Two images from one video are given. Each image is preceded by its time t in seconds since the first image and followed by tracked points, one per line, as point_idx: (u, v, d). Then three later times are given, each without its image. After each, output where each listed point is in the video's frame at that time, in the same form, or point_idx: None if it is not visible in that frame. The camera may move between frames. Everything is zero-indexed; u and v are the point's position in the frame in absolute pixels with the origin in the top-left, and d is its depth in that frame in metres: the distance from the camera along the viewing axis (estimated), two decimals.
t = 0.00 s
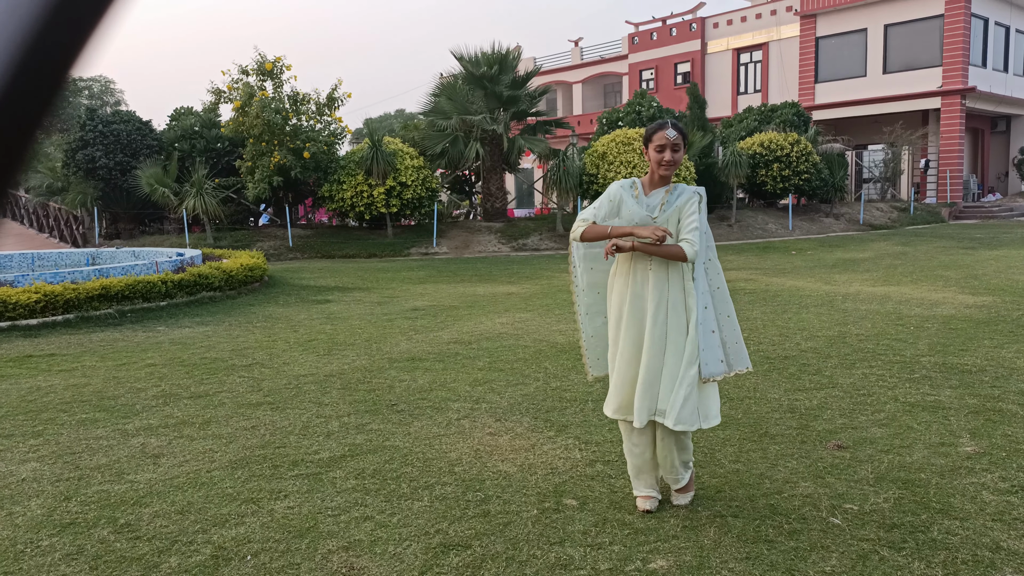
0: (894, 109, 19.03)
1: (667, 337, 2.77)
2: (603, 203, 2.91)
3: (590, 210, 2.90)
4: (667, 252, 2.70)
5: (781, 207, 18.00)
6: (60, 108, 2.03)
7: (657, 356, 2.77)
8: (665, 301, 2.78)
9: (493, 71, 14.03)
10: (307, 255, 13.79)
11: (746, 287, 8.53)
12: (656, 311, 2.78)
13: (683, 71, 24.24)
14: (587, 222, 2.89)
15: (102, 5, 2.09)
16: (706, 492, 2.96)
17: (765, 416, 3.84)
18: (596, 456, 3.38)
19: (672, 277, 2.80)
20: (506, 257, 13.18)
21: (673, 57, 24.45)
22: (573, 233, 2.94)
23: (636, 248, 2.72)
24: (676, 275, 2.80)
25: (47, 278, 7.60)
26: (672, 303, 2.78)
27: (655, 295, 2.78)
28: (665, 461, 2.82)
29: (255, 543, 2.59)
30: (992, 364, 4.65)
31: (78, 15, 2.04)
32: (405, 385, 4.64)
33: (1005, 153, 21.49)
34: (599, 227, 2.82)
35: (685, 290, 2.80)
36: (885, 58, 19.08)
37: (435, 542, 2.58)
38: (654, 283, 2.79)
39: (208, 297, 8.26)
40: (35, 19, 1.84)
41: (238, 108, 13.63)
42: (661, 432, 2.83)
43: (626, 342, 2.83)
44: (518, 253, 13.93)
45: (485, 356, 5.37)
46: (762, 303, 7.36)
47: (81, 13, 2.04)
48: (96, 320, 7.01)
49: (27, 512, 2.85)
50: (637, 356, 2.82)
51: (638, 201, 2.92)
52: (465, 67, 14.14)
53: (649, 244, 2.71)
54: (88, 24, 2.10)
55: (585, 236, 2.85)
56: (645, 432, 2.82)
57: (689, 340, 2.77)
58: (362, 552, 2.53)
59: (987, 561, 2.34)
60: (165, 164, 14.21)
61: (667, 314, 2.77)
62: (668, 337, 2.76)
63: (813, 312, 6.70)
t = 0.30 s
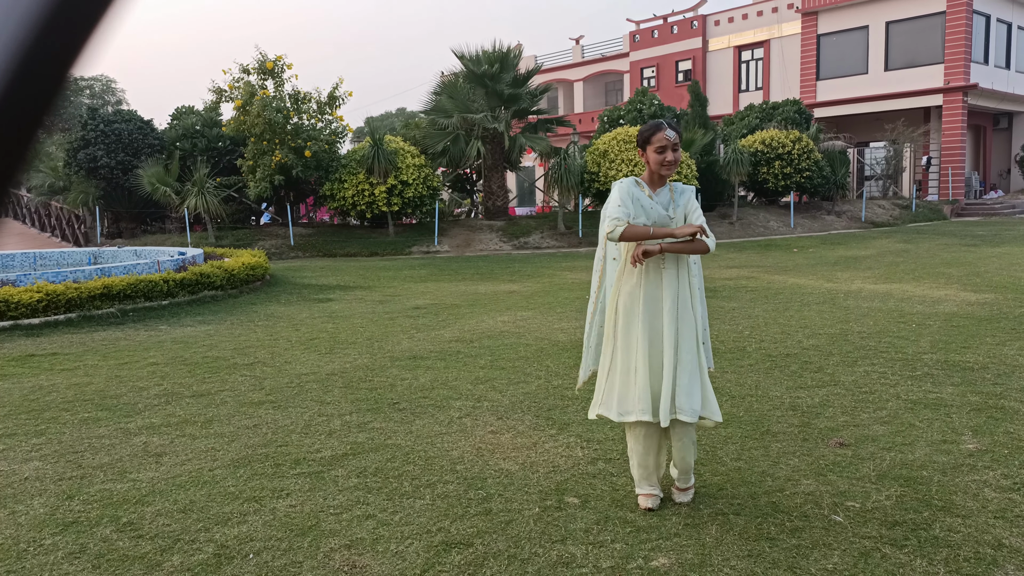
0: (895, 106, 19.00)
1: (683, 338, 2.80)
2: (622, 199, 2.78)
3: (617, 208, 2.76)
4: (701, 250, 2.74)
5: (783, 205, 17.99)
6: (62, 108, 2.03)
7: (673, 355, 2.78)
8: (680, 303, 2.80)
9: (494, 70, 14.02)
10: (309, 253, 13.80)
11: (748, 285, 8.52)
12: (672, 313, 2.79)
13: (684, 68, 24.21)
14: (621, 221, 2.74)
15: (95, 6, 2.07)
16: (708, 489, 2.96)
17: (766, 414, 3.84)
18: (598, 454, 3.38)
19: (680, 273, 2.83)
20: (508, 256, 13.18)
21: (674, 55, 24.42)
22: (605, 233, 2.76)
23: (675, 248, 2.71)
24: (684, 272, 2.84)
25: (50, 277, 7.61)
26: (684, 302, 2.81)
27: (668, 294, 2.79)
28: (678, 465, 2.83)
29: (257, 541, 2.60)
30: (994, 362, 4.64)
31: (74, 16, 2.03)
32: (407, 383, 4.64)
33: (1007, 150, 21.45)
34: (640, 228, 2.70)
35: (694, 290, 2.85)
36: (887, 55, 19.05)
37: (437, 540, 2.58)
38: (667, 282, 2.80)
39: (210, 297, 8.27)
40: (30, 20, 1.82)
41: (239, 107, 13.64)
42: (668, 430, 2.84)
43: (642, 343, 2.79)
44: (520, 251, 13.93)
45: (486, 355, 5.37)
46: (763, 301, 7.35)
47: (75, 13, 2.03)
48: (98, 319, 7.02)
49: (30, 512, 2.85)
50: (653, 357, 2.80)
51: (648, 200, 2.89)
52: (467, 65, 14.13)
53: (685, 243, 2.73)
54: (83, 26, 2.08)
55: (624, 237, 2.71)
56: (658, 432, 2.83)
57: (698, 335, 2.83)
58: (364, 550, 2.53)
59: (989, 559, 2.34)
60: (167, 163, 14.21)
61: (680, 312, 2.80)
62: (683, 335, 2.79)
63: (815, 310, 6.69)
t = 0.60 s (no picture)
0: (899, 105, 18.96)
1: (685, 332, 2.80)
2: (615, 215, 2.84)
3: (609, 223, 2.82)
4: (695, 240, 2.71)
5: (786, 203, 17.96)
6: (64, 105, 2.03)
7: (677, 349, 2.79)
8: (680, 297, 2.81)
9: (497, 67, 13.99)
10: (311, 251, 13.80)
11: (750, 283, 8.51)
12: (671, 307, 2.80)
13: (687, 66, 24.17)
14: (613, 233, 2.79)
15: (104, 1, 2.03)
16: (709, 488, 2.97)
17: (768, 412, 3.84)
18: (600, 452, 3.38)
19: (679, 268, 2.84)
20: (511, 254, 13.18)
21: (677, 53, 24.38)
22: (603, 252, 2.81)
23: (667, 244, 2.70)
24: (683, 267, 2.85)
25: (52, 274, 7.63)
26: (684, 295, 2.82)
27: (668, 289, 2.80)
28: (672, 460, 2.81)
29: (259, 538, 2.60)
30: (997, 361, 4.63)
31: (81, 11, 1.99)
32: (409, 381, 4.65)
33: (1011, 149, 21.39)
34: (632, 235, 2.73)
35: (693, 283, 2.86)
36: (890, 54, 19.00)
37: (438, 537, 2.59)
38: (667, 277, 2.81)
39: (212, 293, 8.28)
40: (27, 19, 1.79)
41: (242, 104, 13.63)
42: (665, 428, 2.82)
43: (645, 339, 2.82)
44: (522, 249, 13.93)
45: (488, 352, 5.37)
46: (765, 299, 7.36)
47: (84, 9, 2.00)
48: (101, 315, 7.04)
49: (33, 507, 2.86)
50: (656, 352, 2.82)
51: (637, 202, 2.91)
52: (469, 63, 14.10)
53: (680, 236, 2.70)
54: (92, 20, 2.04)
55: (618, 248, 2.75)
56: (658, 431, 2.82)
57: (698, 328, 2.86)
58: (366, 547, 2.53)
59: (990, 559, 2.33)
60: (170, 160, 14.22)
61: (681, 306, 2.81)
62: (686, 328, 2.80)
63: (818, 309, 6.69)
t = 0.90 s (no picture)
0: (902, 104, 18.91)
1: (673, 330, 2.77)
2: (613, 212, 2.91)
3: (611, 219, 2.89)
4: (681, 242, 2.68)
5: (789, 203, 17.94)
6: (66, 104, 2.03)
7: (663, 346, 2.78)
8: (669, 295, 2.78)
9: (500, 66, 13.98)
10: (314, 250, 13.81)
11: (753, 283, 8.49)
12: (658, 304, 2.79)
13: (690, 66, 24.14)
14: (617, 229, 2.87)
15: None
16: (712, 488, 2.97)
17: (771, 412, 3.84)
18: (603, 452, 3.38)
19: (672, 265, 2.80)
20: (514, 253, 13.18)
21: (680, 52, 24.35)
22: (607, 250, 2.93)
23: (654, 250, 2.70)
24: (678, 264, 2.80)
25: (56, 273, 7.64)
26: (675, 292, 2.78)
27: (657, 287, 2.79)
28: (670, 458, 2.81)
29: (262, 536, 2.61)
30: (1000, 360, 4.62)
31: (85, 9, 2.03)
32: (412, 380, 4.65)
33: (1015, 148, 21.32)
34: (629, 232, 2.80)
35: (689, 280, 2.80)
36: (894, 53, 18.96)
37: (441, 537, 2.59)
38: (656, 275, 2.80)
39: (215, 293, 8.29)
40: (28, 20, 1.80)
41: (245, 104, 13.65)
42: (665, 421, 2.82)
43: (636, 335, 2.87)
44: (525, 249, 13.93)
45: (491, 352, 5.37)
46: (768, 298, 7.35)
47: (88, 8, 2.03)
48: (104, 315, 7.05)
49: (36, 506, 2.87)
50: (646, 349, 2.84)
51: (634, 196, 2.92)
52: (472, 62, 14.09)
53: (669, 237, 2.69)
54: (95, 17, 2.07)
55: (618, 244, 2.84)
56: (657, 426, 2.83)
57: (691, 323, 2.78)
58: (369, 546, 2.54)
59: (994, 559, 2.33)
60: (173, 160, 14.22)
61: (670, 304, 2.78)
62: (674, 326, 2.77)
63: (821, 308, 6.68)
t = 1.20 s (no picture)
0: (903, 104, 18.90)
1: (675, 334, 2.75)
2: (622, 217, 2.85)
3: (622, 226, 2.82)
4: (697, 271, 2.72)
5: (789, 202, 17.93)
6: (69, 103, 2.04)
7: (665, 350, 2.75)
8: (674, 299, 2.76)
9: (501, 65, 13.98)
10: (314, 248, 13.81)
11: (753, 282, 8.48)
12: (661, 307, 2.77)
13: (691, 65, 24.12)
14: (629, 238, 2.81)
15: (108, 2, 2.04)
16: (711, 487, 2.97)
17: (770, 411, 3.84)
18: (601, 450, 3.38)
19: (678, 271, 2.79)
20: (514, 251, 13.17)
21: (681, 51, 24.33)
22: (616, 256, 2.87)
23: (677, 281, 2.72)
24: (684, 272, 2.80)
25: (56, 269, 7.64)
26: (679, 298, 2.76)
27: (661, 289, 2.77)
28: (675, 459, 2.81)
29: (261, 533, 2.61)
30: (1000, 361, 4.62)
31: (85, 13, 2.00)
32: (411, 378, 4.65)
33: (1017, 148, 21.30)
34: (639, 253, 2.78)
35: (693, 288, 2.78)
36: (895, 53, 18.95)
37: (439, 534, 2.59)
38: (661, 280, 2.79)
39: (216, 290, 8.29)
40: (28, 22, 1.79)
41: (246, 101, 13.65)
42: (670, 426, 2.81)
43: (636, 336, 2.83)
44: (525, 247, 13.92)
45: (490, 350, 5.36)
46: (768, 298, 7.36)
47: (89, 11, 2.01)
48: (104, 311, 7.05)
49: (36, 501, 2.87)
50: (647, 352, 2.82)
51: (645, 202, 2.85)
52: (473, 60, 14.09)
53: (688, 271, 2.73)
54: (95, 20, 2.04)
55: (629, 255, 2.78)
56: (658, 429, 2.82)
57: (696, 334, 2.78)
58: (368, 542, 2.54)
59: (992, 559, 2.33)
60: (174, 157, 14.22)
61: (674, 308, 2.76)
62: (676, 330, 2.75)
63: (822, 308, 6.67)
